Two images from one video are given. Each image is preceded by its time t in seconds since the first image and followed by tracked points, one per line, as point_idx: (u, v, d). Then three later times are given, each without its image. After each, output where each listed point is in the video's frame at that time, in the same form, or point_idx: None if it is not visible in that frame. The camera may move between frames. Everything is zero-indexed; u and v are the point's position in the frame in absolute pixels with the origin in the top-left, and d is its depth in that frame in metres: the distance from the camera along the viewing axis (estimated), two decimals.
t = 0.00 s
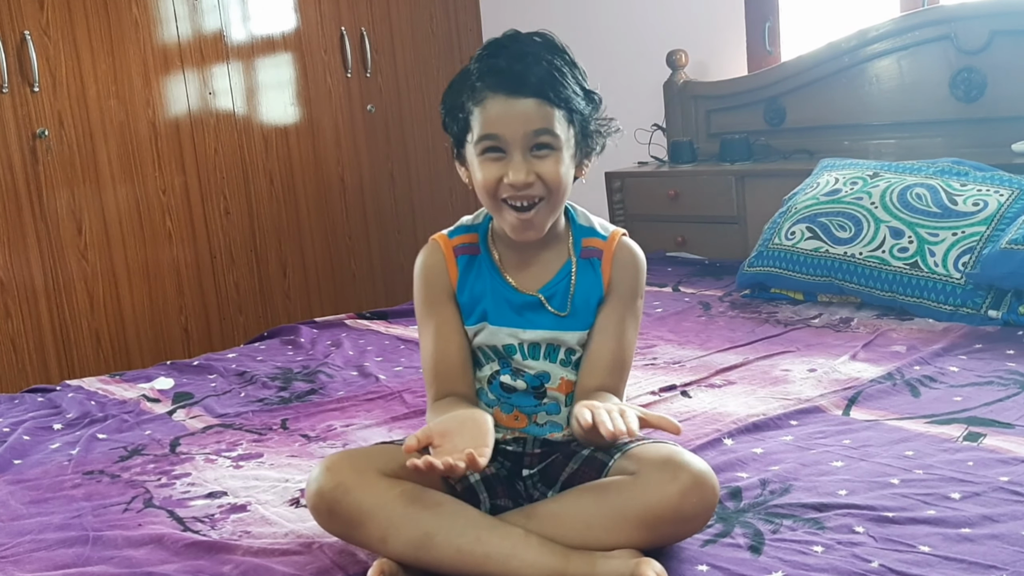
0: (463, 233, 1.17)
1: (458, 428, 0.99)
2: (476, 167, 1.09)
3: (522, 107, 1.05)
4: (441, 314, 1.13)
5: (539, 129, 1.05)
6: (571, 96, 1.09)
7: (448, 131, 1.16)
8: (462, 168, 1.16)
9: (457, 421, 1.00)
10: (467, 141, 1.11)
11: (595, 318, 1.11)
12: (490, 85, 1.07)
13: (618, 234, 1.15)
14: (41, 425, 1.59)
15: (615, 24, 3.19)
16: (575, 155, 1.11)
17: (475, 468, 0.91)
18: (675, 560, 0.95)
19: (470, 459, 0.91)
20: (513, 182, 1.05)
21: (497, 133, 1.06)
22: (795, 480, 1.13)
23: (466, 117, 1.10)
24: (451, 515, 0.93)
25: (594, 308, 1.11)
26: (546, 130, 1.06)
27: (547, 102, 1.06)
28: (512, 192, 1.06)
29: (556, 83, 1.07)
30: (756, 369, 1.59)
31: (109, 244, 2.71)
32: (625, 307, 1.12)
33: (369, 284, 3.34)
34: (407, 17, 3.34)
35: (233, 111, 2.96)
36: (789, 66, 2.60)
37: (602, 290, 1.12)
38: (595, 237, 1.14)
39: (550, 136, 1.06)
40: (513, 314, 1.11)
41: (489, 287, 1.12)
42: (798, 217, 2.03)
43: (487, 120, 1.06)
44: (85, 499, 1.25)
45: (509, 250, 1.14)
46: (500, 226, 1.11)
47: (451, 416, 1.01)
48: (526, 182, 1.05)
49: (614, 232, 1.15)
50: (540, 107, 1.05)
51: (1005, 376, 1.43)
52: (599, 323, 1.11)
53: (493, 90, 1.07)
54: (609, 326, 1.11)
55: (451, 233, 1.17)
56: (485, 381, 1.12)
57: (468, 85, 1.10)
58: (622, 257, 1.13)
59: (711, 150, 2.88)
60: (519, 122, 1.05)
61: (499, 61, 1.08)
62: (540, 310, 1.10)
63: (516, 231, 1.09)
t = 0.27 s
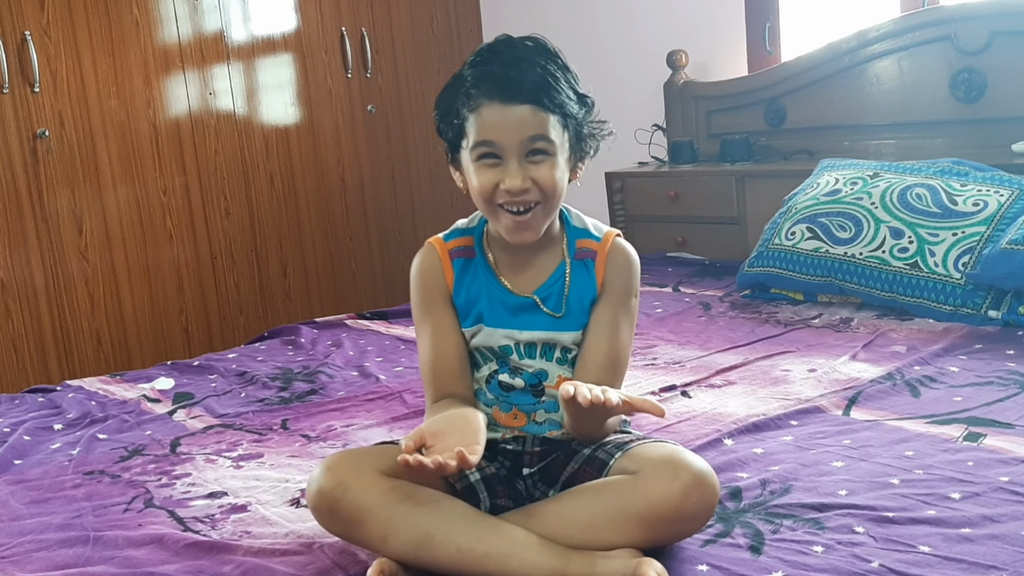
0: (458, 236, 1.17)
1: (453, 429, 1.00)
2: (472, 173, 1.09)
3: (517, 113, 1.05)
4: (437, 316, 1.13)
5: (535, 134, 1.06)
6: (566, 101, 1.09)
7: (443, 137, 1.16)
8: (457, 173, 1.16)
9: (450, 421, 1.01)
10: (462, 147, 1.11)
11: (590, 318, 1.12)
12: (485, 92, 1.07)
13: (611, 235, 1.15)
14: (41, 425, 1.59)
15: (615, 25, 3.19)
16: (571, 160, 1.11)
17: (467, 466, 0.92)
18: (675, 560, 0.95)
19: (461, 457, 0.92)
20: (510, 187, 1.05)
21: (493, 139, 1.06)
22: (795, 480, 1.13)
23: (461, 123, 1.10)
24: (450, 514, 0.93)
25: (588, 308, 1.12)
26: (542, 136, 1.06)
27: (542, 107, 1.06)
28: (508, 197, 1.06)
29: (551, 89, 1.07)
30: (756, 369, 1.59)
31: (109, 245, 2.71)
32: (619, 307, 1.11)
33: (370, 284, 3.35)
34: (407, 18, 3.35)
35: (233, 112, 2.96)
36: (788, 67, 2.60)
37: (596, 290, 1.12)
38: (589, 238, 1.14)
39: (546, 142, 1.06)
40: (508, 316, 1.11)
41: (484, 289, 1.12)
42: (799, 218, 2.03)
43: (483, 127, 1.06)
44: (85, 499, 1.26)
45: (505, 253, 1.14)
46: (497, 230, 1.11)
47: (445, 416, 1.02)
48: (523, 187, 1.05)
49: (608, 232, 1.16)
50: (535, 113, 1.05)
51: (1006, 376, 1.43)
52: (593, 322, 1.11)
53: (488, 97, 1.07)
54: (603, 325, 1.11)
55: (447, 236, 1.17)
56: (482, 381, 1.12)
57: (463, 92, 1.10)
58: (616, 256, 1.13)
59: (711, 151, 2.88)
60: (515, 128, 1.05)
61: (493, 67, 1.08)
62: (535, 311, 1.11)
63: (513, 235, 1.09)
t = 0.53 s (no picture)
0: (455, 239, 1.17)
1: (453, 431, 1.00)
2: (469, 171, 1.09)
3: (513, 110, 1.05)
4: (434, 320, 1.13)
5: (532, 132, 1.06)
6: (562, 99, 1.09)
7: (439, 136, 1.16)
8: (454, 172, 1.16)
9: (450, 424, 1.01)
10: (459, 146, 1.11)
11: (587, 316, 1.12)
12: (481, 90, 1.07)
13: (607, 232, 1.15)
14: (42, 425, 1.59)
15: (615, 25, 3.19)
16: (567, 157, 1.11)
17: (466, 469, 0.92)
18: (675, 560, 0.96)
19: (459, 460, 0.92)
20: (507, 185, 1.05)
21: (490, 137, 1.06)
22: (795, 480, 1.13)
23: (457, 121, 1.10)
24: (450, 514, 0.93)
25: (585, 306, 1.12)
26: (539, 133, 1.06)
27: (538, 105, 1.06)
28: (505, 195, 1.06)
29: (547, 87, 1.07)
30: (756, 369, 1.59)
31: (109, 245, 2.71)
32: (616, 305, 1.12)
33: (370, 284, 3.35)
34: (407, 18, 3.35)
35: (233, 112, 2.96)
36: (788, 67, 2.60)
37: (592, 288, 1.12)
38: (585, 236, 1.14)
39: (543, 139, 1.06)
40: (505, 317, 1.11)
41: (481, 291, 1.13)
42: (799, 218, 2.03)
43: (480, 125, 1.06)
44: (86, 500, 1.26)
45: (502, 251, 1.14)
46: (494, 228, 1.11)
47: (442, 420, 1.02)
48: (520, 184, 1.05)
49: (604, 230, 1.16)
50: (532, 111, 1.05)
51: (1005, 376, 1.43)
52: (591, 319, 1.11)
53: (484, 95, 1.07)
54: (600, 323, 1.11)
55: (443, 239, 1.17)
56: (481, 382, 1.12)
57: (458, 90, 1.10)
58: (611, 254, 1.13)
59: (711, 151, 2.88)
60: (511, 126, 1.05)
61: (488, 66, 1.08)
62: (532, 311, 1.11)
63: (511, 232, 1.09)
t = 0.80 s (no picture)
0: (454, 241, 1.17)
1: (439, 421, 1.03)
2: (466, 176, 1.09)
3: (512, 116, 1.05)
4: (433, 321, 1.13)
5: (530, 137, 1.06)
6: (560, 105, 1.09)
7: (437, 142, 1.16)
8: (451, 177, 1.16)
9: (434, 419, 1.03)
10: (456, 151, 1.11)
11: (586, 316, 1.12)
12: (478, 96, 1.07)
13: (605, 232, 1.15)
14: (43, 425, 1.59)
15: (616, 25, 3.19)
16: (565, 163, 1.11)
17: (456, 449, 0.94)
18: (676, 560, 0.96)
19: (450, 440, 0.93)
20: (505, 190, 1.05)
21: (488, 142, 1.06)
22: (797, 480, 1.13)
23: (455, 127, 1.10)
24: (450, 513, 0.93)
25: (584, 307, 1.12)
26: (537, 139, 1.06)
27: (536, 111, 1.06)
28: (504, 200, 1.06)
29: (545, 93, 1.07)
30: (757, 369, 1.59)
31: (110, 246, 2.71)
32: (615, 305, 1.12)
33: (371, 284, 3.35)
34: (407, 18, 3.35)
35: (234, 112, 2.96)
36: (789, 67, 2.60)
37: (591, 288, 1.12)
38: (583, 236, 1.15)
39: (540, 144, 1.06)
40: (505, 319, 1.11)
41: (481, 294, 1.13)
42: (800, 218, 2.03)
43: (477, 130, 1.06)
44: (88, 499, 1.26)
45: (500, 255, 1.15)
46: (492, 232, 1.11)
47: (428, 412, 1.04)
48: (518, 189, 1.05)
49: (601, 230, 1.16)
50: (529, 116, 1.05)
51: (1006, 376, 1.43)
52: (590, 320, 1.11)
53: (481, 101, 1.07)
54: (600, 323, 1.11)
55: (442, 241, 1.17)
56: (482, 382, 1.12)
57: (456, 95, 1.10)
58: (609, 254, 1.13)
59: (712, 151, 2.88)
60: (510, 132, 1.05)
61: (485, 72, 1.08)
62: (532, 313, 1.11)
63: (509, 237, 1.09)
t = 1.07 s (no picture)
0: (455, 241, 1.17)
1: (437, 421, 1.02)
2: (466, 177, 1.09)
3: (513, 118, 1.05)
4: (433, 320, 1.13)
5: (531, 139, 1.06)
6: (561, 107, 1.09)
7: (439, 142, 1.16)
8: (452, 178, 1.16)
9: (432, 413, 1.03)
10: (457, 152, 1.11)
11: (588, 317, 1.12)
12: (480, 96, 1.07)
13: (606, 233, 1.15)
14: (44, 424, 1.59)
15: (617, 24, 3.19)
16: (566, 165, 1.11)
17: (452, 450, 0.94)
18: (677, 560, 0.95)
19: (446, 441, 0.94)
20: (505, 191, 1.05)
21: (488, 143, 1.06)
22: (797, 479, 1.13)
23: (456, 128, 1.10)
24: (451, 514, 0.93)
25: (585, 308, 1.12)
26: (538, 141, 1.06)
27: (538, 113, 1.06)
28: (503, 201, 1.06)
29: (547, 95, 1.07)
30: (758, 369, 1.59)
31: (110, 245, 2.71)
32: (618, 307, 1.12)
33: (371, 284, 3.35)
34: (408, 18, 3.35)
35: (234, 111, 2.96)
36: (789, 66, 2.60)
37: (593, 289, 1.12)
38: (583, 237, 1.15)
39: (541, 146, 1.06)
40: (506, 320, 1.11)
41: (482, 294, 1.13)
42: (800, 217, 2.03)
43: (478, 131, 1.06)
44: (88, 499, 1.26)
45: (500, 258, 1.15)
46: (492, 234, 1.11)
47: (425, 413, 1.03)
48: (518, 191, 1.05)
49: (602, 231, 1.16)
50: (531, 118, 1.05)
51: (1007, 376, 1.43)
52: (593, 321, 1.11)
53: (483, 102, 1.07)
54: (602, 325, 1.11)
55: (443, 241, 1.17)
56: (483, 381, 1.12)
57: (458, 96, 1.10)
58: (611, 254, 1.13)
59: (712, 151, 2.88)
60: (510, 133, 1.05)
61: (487, 73, 1.08)
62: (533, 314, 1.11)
63: (508, 239, 1.09)
